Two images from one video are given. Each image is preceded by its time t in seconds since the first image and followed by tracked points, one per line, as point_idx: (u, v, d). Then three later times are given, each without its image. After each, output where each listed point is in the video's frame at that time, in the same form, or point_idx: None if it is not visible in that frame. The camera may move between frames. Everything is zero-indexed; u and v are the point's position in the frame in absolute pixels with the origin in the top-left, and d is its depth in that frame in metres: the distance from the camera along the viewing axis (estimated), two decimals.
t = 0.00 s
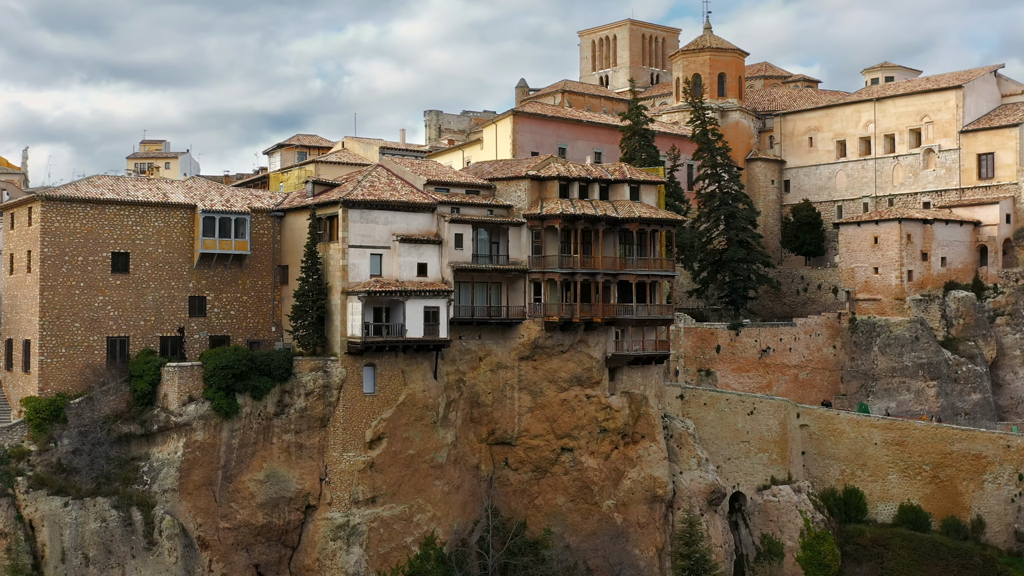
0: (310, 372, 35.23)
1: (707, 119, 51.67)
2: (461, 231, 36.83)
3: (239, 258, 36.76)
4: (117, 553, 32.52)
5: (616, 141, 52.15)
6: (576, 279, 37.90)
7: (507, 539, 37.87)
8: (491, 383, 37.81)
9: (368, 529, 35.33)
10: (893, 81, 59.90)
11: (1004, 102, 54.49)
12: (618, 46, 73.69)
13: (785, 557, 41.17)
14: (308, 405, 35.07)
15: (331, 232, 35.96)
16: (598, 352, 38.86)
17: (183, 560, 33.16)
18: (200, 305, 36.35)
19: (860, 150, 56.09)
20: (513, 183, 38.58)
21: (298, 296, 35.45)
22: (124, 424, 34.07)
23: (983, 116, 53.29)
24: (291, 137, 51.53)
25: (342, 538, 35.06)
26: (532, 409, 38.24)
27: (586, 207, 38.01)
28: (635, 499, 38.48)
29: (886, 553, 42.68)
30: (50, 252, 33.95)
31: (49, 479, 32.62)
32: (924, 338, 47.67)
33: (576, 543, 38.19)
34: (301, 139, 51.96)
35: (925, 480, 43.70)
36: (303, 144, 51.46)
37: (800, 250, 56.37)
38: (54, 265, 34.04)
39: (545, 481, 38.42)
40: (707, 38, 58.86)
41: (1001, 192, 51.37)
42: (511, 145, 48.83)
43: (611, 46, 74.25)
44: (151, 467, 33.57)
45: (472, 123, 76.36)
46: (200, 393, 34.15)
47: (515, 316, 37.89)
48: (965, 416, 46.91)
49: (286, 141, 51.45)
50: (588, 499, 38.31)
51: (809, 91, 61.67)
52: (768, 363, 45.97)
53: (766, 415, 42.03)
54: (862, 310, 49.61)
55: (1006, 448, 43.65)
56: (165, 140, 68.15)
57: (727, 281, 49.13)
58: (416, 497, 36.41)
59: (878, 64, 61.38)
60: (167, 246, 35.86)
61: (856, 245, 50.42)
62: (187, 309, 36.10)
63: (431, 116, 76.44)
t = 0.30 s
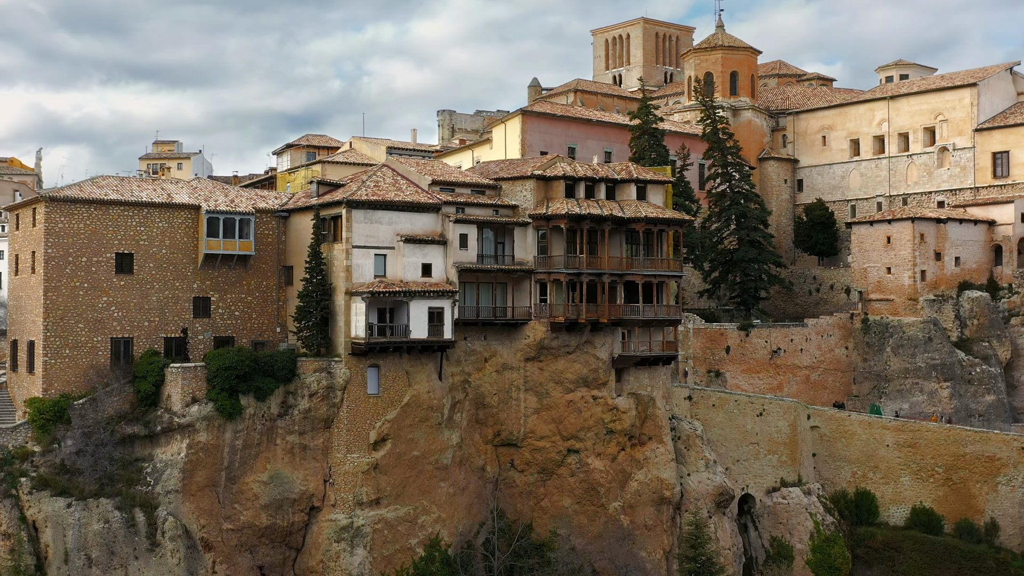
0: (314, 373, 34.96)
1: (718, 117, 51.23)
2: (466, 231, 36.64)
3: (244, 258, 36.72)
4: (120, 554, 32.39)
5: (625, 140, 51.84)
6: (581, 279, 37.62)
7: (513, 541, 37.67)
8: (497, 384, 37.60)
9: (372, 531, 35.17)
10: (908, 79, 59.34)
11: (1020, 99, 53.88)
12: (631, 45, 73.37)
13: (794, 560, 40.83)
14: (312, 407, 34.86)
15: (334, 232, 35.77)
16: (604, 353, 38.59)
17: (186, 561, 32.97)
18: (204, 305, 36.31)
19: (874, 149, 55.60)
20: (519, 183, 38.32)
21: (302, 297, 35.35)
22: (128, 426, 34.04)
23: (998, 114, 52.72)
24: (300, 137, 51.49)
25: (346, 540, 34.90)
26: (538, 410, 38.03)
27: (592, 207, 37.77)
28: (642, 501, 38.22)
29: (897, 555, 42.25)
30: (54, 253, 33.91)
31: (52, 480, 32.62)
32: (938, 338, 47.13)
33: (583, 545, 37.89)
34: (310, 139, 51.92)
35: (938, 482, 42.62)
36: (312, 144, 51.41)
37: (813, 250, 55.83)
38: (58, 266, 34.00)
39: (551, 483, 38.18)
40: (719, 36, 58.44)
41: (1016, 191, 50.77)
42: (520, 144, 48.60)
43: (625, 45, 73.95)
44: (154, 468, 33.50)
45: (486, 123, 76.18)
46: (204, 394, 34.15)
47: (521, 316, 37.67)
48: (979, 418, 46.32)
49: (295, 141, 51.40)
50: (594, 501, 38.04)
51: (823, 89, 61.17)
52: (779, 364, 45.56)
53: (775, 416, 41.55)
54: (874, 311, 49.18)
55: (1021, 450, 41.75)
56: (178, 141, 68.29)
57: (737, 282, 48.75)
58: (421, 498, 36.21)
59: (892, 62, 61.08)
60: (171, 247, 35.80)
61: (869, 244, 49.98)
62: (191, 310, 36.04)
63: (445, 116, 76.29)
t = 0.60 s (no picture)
0: (317, 374, 34.92)
1: (729, 116, 50.82)
2: (471, 231, 36.26)
3: (248, 259, 36.66)
4: (122, 555, 32.35)
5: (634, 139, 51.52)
6: (587, 279, 37.32)
7: (518, 542, 37.48)
8: (503, 385, 37.38)
9: (376, 533, 34.96)
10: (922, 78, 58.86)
11: None
12: (645, 44, 73.06)
13: (804, 563, 40.42)
14: (316, 408, 34.76)
15: (338, 233, 35.65)
16: (610, 354, 38.33)
17: (189, 562, 32.92)
18: (208, 306, 36.22)
19: (888, 148, 55.18)
20: (525, 182, 38.13)
21: (306, 297, 35.22)
22: (131, 426, 33.95)
23: (1013, 112, 52.14)
24: (309, 137, 51.45)
25: (350, 541, 34.68)
26: (544, 412, 37.77)
27: (598, 207, 37.52)
28: (649, 503, 37.91)
29: (908, 559, 41.68)
30: (58, 253, 33.86)
31: (56, 481, 32.57)
32: (951, 339, 46.65)
33: (589, 547, 37.72)
34: (319, 139, 51.87)
35: (950, 485, 41.75)
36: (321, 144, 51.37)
37: (826, 249, 55.31)
38: (61, 266, 33.94)
39: (557, 484, 37.93)
40: (731, 34, 58.01)
41: None
42: (529, 144, 48.34)
43: (638, 44, 73.65)
44: (157, 469, 33.42)
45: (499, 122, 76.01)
46: (207, 395, 34.06)
47: (526, 317, 37.41)
48: (993, 419, 45.69)
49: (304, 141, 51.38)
50: (600, 503, 37.78)
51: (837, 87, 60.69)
52: (790, 365, 45.16)
53: (784, 418, 41.14)
54: (887, 311, 48.71)
55: None
56: (190, 142, 68.29)
57: (748, 282, 48.28)
58: (425, 500, 36.03)
59: (907, 60, 60.77)
60: (175, 247, 35.74)
61: (881, 244, 49.50)
62: (195, 310, 35.96)
63: (458, 116, 76.06)
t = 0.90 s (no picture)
0: (322, 375, 34.74)
1: (740, 115, 50.39)
2: (476, 231, 36.25)
3: (253, 259, 36.53)
4: (126, 556, 32.34)
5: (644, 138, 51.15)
6: (594, 280, 37.02)
7: (524, 544, 37.24)
8: (509, 386, 37.09)
9: (380, 534, 34.82)
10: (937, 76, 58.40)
11: None
12: (658, 42, 72.69)
13: (814, 566, 40.00)
14: (320, 409, 34.60)
15: (343, 233, 35.55)
16: (617, 355, 38.11)
17: (192, 563, 32.87)
18: (213, 307, 36.15)
19: (902, 146, 54.74)
20: (531, 182, 37.88)
21: (310, 298, 35.05)
22: (135, 427, 33.85)
23: None
24: (319, 137, 51.37)
25: (354, 543, 34.55)
26: (550, 413, 37.54)
27: (605, 207, 37.25)
28: (656, 505, 37.58)
29: (921, 562, 40.92)
30: (62, 254, 33.80)
31: (59, 482, 32.49)
32: (965, 339, 46.15)
33: (596, 550, 37.44)
34: (329, 140, 51.80)
35: (963, 487, 41.19)
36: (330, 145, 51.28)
37: (839, 249, 54.89)
38: (65, 268, 33.90)
39: (563, 486, 37.68)
40: (744, 33, 57.58)
41: None
42: (538, 143, 48.07)
43: (651, 42, 73.30)
44: (161, 470, 33.30)
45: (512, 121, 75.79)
46: (211, 395, 33.91)
47: (533, 317, 37.15)
48: (1007, 421, 44.89)
49: (313, 141, 51.31)
50: (607, 505, 37.50)
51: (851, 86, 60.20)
52: (801, 366, 44.71)
53: (794, 419, 40.72)
54: (900, 312, 48.24)
55: None
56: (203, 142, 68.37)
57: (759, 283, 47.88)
58: (430, 501, 35.84)
59: (922, 58, 60.51)
60: (180, 247, 35.67)
61: (894, 244, 49.01)
62: (199, 311, 35.91)
63: (471, 117, 75.85)
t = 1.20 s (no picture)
0: (326, 375, 34.53)
1: (751, 113, 50.00)
2: (482, 231, 35.94)
3: (258, 259, 36.45)
4: (130, 557, 32.31)
5: (653, 137, 50.89)
6: (601, 280, 36.79)
7: (531, 546, 36.98)
8: (515, 387, 36.94)
9: (385, 536, 34.59)
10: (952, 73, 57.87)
11: None
12: (672, 41, 72.30)
13: (824, 569, 39.57)
14: (325, 410, 34.39)
15: (348, 233, 35.38)
16: (624, 356, 37.81)
17: (196, 564, 32.78)
18: (218, 307, 36.07)
19: (917, 145, 54.23)
20: (537, 182, 37.70)
21: (315, 298, 34.91)
22: (140, 428, 33.83)
23: None
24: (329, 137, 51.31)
25: (359, 544, 34.32)
26: (557, 414, 37.29)
27: (611, 206, 37.01)
28: (664, 507, 37.25)
29: (933, 565, 40.44)
30: (66, 254, 33.80)
31: (63, 483, 32.44)
32: (979, 340, 45.66)
33: (603, 552, 37.15)
34: (339, 140, 51.74)
35: (977, 490, 40.46)
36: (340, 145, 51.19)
37: (853, 249, 54.42)
38: (70, 268, 33.89)
39: (571, 488, 37.44)
40: (756, 31, 57.16)
41: None
42: (547, 143, 47.78)
43: (665, 41, 72.93)
44: (165, 471, 33.28)
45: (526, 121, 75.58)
46: (215, 396, 33.80)
47: (539, 318, 36.93)
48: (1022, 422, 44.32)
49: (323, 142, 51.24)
50: (614, 507, 37.22)
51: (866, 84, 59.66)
52: (812, 367, 44.25)
53: (804, 420, 40.36)
54: (914, 312, 47.68)
55: None
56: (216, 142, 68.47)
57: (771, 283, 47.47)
58: (436, 503, 35.62)
59: (937, 55, 60.13)
60: (185, 248, 35.62)
61: (907, 244, 48.54)
62: (204, 312, 35.85)
63: (485, 116, 75.66)
